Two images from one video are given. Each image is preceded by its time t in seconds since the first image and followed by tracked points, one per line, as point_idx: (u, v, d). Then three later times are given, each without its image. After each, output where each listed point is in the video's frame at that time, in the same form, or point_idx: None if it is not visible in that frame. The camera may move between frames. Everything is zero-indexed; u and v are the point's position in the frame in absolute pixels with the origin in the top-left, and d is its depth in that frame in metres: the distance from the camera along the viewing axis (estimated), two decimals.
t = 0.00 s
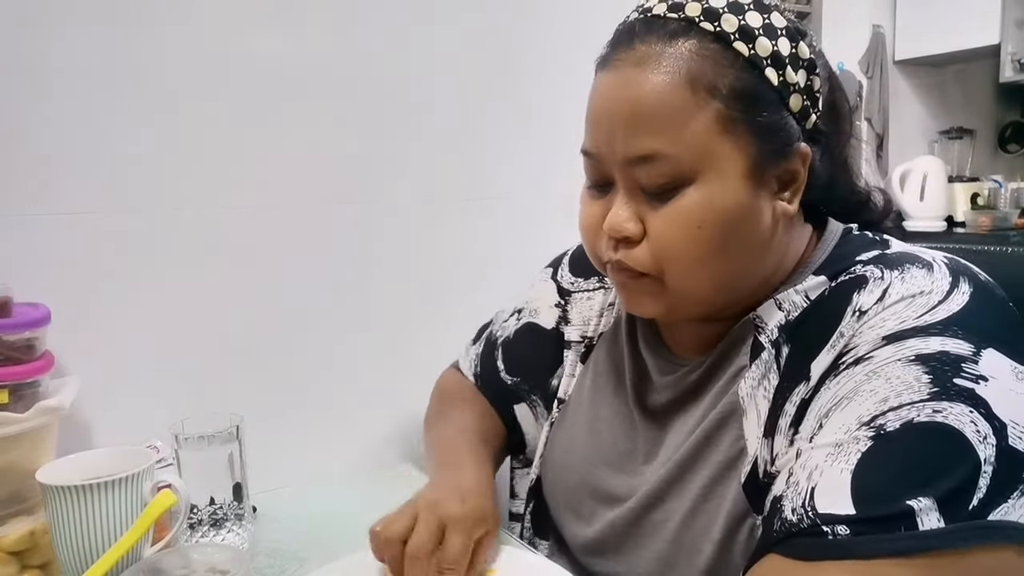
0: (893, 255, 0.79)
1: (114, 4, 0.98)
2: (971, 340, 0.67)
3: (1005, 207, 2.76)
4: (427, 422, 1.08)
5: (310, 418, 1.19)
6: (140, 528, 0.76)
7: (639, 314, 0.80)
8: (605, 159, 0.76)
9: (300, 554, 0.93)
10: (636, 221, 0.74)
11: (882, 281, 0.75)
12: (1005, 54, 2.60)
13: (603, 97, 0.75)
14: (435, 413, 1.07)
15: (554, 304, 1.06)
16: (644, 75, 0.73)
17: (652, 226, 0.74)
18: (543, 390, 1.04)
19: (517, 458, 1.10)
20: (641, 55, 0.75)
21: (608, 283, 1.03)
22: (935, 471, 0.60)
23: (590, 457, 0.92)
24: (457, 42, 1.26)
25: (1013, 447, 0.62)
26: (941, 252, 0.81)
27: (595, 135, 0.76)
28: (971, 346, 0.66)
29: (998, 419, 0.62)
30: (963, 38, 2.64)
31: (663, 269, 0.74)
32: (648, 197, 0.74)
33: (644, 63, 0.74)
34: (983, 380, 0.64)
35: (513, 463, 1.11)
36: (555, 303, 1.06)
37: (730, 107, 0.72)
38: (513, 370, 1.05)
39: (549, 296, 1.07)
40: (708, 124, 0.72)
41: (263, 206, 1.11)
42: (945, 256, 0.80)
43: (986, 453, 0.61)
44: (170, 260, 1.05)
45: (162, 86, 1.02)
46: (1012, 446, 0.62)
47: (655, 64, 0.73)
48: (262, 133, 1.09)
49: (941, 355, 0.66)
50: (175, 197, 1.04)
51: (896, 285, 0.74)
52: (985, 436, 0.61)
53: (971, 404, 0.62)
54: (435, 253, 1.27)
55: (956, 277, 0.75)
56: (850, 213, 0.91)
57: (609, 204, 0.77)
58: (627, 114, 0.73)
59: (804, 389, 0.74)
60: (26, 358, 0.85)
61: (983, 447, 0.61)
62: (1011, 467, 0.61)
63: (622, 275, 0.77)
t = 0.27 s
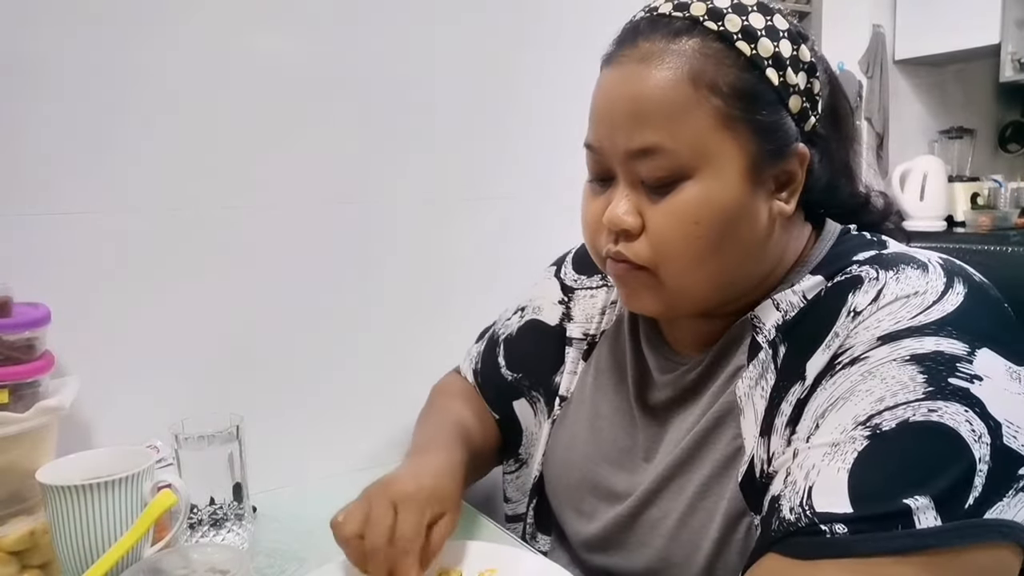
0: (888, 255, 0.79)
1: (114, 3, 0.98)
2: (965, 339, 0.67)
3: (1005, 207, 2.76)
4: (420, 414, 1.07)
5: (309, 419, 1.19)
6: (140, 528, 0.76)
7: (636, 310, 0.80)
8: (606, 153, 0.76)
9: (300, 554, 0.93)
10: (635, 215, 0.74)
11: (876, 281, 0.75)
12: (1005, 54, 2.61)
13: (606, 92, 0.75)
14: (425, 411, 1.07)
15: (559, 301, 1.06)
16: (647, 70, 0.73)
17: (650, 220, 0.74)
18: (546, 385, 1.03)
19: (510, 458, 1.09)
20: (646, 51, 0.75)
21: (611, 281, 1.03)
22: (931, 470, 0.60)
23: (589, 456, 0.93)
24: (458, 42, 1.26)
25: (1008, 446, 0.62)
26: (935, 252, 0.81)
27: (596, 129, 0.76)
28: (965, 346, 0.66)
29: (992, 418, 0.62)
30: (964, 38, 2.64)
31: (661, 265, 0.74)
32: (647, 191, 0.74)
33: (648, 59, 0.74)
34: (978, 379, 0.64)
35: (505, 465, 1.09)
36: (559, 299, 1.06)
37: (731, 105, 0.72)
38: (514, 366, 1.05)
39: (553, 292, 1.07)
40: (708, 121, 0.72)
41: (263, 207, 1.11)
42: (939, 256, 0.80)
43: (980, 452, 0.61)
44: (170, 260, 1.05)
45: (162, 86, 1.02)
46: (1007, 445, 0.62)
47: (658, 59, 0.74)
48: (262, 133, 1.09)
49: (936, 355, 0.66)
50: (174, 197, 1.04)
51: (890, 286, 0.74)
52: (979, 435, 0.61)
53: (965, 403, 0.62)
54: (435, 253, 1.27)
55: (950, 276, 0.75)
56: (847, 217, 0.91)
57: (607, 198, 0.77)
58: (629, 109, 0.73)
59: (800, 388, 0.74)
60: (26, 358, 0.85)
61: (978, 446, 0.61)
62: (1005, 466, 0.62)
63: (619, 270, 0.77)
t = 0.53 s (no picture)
0: (887, 254, 0.79)
1: (113, 3, 0.98)
2: (963, 338, 0.67)
3: (1005, 207, 2.76)
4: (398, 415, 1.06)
5: (309, 419, 1.19)
6: (140, 528, 0.76)
7: (640, 307, 0.79)
8: (616, 146, 0.75)
9: (299, 554, 0.93)
10: (644, 209, 0.74)
11: (874, 281, 0.75)
12: (1005, 54, 2.62)
13: (618, 85, 0.75)
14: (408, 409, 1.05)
15: (561, 298, 1.06)
16: (663, 63, 0.73)
17: (659, 214, 0.73)
18: (545, 383, 1.03)
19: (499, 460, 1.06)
20: (662, 44, 0.75)
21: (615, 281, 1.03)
22: (929, 470, 0.60)
23: (590, 456, 0.93)
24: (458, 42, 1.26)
25: (1005, 445, 0.62)
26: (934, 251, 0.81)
27: (608, 122, 0.76)
28: (963, 344, 0.66)
29: (990, 417, 0.63)
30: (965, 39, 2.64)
31: (668, 260, 0.74)
32: (658, 185, 0.74)
33: (663, 52, 0.74)
34: (976, 377, 0.64)
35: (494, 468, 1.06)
36: (562, 296, 1.06)
37: (746, 101, 0.73)
38: (511, 361, 1.04)
39: (557, 288, 1.07)
40: (722, 117, 0.72)
41: (263, 207, 1.11)
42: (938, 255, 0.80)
43: (977, 451, 0.61)
44: (170, 260, 1.05)
45: (162, 86, 1.02)
46: (1004, 444, 0.62)
47: (674, 52, 0.73)
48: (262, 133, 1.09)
49: (933, 354, 0.66)
50: (174, 197, 1.04)
51: (888, 285, 0.74)
52: (977, 434, 0.61)
53: (963, 402, 0.62)
54: (434, 252, 1.27)
55: (949, 276, 0.75)
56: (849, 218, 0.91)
57: (615, 192, 0.77)
58: (643, 101, 0.73)
59: (799, 389, 0.74)
60: (26, 358, 0.85)
61: (975, 445, 0.61)
62: (1002, 464, 0.62)
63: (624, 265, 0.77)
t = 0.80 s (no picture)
0: (892, 256, 0.79)
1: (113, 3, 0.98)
2: (968, 340, 0.67)
3: (1005, 207, 2.76)
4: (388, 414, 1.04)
5: (309, 418, 1.19)
6: (140, 528, 0.76)
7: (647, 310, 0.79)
8: (627, 146, 0.75)
9: (299, 554, 0.93)
10: (655, 210, 0.73)
11: (879, 282, 0.75)
12: (1005, 54, 2.62)
13: (630, 84, 0.74)
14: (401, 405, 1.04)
15: (565, 300, 1.05)
16: (677, 62, 0.73)
17: (670, 216, 0.73)
18: (544, 386, 1.02)
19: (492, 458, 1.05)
20: (675, 42, 0.74)
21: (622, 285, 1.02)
22: (933, 471, 0.60)
23: (594, 458, 0.93)
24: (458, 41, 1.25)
25: (1009, 447, 0.62)
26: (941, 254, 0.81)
27: (619, 121, 0.75)
28: (968, 346, 0.66)
29: (994, 419, 0.62)
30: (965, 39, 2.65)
31: (679, 262, 0.74)
32: (669, 186, 0.74)
33: (676, 52, 0.74)
34: (980, 380, 0.64)
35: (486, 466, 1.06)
36: (566, 298, 1.05)
37: (760, 102, 0.73)
38: (511, 360, 1.03)
39: (560, 289, 1.06)
40: (736, 117, 0.72)
41: (263, 207, 1.11)
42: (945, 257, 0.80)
43: (981, 453, 0.61)
44: (170, 261, 1.05)
45: (161, 86, 1.02)
46: (1008, 446, 0.62)
47: (687, 52, 0.73)
48: (262, 133, 1.09)
49: (938, 355, 0.66)
50: (174, 197, 1.04)
51: (893, 287, 0.74)
52: (981, 436, 0.61)
53: (967, 404, 0.62)
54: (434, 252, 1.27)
55: (954, 278, 0.75)
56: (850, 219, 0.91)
57: (625, 193, 0.76)
58: (656, 101, 0.72)
59: (804, 390, 0.74)
60: (26, 358, 0.85)
61: (979, 447, 0.61)
62: (1006, 467, 0.62)
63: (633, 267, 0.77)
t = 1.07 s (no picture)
0: (899, 258, 0.79)
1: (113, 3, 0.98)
2: (974, 343, 0.67)
3: (1005, 207, 2.76)
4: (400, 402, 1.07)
5: (309, 418, 1.19)
6: (140, 528, 0.76)
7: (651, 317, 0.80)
8: (627, 157, 0.75)
9: (300, 554, 0.93)
10: (656, 222, 0.74)
11: (885, 284, 0.75)
12: (1005, 54, 2.62)
13: (628, 94, 0.74)
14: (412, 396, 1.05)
15: (564, 302, 1.05)
16: (674, 73, 0.72)
17: (672, 227, 0.73)
18: (540, 385, 1.03)
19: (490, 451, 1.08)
20: (672, 52, 0.74)
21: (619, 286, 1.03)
22: (938, 473, 0.60)
23: (596, 459, 0.93)
24: (458, 41, 1.25)
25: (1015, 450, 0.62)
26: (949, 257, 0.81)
27: (617, 132, 0.75)
28: (974, 349, 0.66)
29: (1000, 422, 0.62)
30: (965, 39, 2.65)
31: (681, 273, 0.74)
32: (670, 197, 0.74)
33: (673, 61, 0.73)
34: (987, 383, 0.64)
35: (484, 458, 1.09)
36: (565, 300, 1.05)
37: (759, 111, 0.72)
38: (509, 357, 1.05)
39: (558, 291, 1.06)
40: (736, 127, 0.71)
41: (263, 207, 1.11)
42: (952, 260, 0.79)
43: (986, 456, 0.61)
44: (170, 260, 1.04)
45: (161, 86, 1.02)
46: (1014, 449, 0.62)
47: (685, 61, 0.73)
48: (262, 133, 1.09)
49: (944, 357, 0.66)
50: (174, 197, 1.04)
51: (899, 288, 0.74)
52: (986, 439, 0.61)
53: (973, 406, 0.62)
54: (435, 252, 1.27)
55: (961, 281, 0.75)
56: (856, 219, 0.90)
57: (625, 204, 0.77)
58: (654, 113, 0.72)
59: (808, 391, 0.74)
60: (26, 358, 0.85)
61: (984, 449, 0.61)
62: (1011, 471, 0.61)
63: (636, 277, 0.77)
